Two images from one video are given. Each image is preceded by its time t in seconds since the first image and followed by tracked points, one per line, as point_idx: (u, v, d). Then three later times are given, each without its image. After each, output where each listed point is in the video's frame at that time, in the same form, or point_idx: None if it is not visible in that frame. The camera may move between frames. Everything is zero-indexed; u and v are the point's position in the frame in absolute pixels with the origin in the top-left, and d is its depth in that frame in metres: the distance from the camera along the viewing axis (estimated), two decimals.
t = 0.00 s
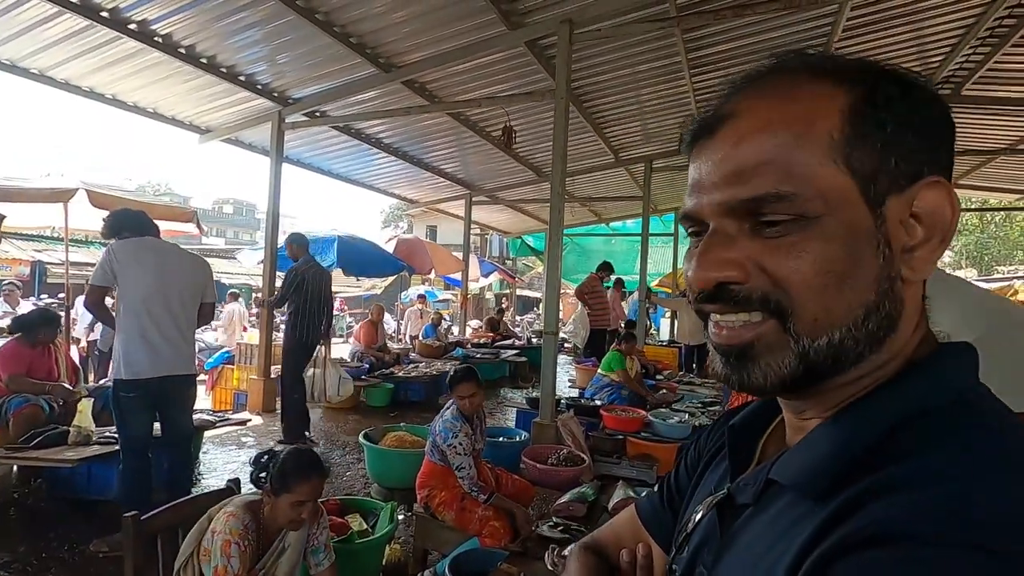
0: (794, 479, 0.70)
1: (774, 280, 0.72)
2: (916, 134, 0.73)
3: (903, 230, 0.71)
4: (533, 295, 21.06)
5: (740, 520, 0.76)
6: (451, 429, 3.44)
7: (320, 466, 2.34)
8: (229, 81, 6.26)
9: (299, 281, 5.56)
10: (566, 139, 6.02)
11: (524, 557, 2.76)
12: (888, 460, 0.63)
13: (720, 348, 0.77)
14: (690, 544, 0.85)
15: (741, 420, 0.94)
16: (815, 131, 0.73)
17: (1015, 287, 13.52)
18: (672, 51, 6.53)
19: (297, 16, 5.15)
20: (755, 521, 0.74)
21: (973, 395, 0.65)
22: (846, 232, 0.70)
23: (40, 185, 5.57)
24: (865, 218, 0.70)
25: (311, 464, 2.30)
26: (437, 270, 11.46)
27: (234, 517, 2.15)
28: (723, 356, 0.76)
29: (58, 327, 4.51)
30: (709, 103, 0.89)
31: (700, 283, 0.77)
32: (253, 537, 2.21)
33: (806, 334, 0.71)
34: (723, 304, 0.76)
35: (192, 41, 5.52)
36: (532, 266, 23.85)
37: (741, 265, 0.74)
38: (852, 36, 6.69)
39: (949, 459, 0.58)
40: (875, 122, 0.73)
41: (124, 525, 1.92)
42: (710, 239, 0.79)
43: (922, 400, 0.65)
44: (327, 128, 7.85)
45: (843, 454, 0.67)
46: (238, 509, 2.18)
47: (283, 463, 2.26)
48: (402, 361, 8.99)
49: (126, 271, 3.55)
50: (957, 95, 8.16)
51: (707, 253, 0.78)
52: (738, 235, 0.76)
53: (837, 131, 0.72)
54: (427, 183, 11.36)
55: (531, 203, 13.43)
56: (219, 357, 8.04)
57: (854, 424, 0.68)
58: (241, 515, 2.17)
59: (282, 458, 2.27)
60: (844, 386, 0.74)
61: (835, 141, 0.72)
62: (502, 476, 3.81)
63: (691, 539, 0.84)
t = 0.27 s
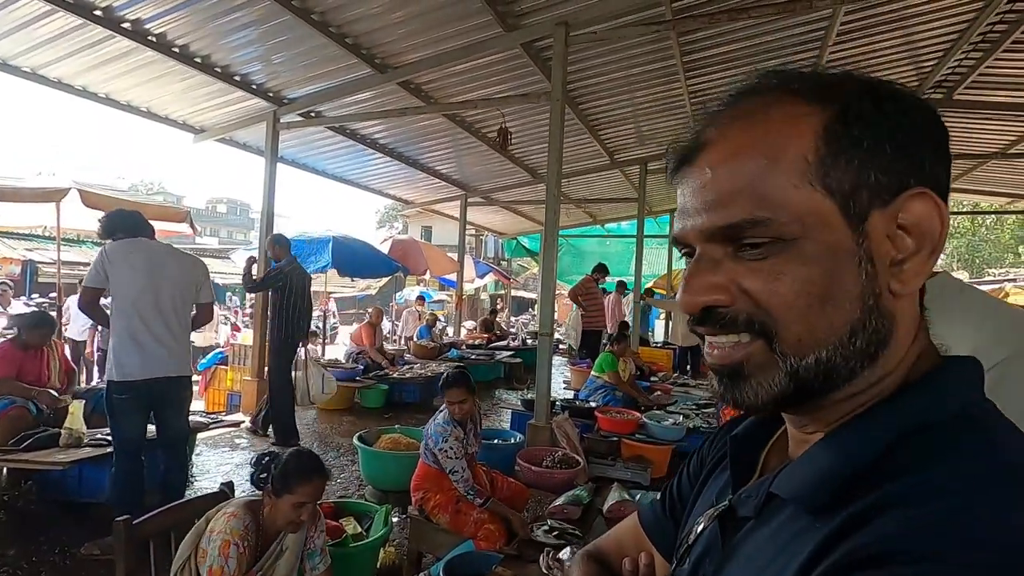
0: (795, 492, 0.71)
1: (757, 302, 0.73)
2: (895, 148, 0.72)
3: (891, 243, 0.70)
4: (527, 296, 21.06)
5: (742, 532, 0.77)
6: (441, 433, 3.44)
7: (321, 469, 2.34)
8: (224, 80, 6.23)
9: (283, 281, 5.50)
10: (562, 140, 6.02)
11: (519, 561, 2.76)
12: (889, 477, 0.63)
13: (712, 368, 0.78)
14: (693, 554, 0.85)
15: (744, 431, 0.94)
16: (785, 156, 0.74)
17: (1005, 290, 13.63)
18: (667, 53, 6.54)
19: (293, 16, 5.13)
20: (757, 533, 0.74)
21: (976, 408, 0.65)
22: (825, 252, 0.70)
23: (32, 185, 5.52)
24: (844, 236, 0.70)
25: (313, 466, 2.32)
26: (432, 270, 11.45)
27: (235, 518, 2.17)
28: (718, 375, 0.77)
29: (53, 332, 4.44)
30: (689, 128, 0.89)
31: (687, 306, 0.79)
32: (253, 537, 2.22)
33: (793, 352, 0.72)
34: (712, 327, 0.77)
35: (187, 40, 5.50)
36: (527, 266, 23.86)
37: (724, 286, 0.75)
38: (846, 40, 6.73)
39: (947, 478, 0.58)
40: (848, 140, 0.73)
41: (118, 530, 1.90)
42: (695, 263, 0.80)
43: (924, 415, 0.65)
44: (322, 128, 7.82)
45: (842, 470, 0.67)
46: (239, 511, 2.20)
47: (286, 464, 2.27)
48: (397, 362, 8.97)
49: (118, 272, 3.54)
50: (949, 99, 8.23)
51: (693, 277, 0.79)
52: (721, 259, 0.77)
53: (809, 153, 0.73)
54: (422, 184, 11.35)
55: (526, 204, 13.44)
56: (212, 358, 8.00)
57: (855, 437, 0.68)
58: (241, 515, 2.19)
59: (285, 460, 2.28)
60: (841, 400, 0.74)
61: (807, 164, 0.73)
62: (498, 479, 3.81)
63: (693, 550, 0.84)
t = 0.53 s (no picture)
0: (790, 501, 0.68)
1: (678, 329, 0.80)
2: (777, 168, 0.70)
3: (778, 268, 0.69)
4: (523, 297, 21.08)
5: (742, 538, 0.75)
6: (432, 434, 3.44)
7: (319, 468, 2.30)
8: (218, 79, 6.21)
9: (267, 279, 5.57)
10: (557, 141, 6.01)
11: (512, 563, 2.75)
12: (896, 485, 0.59)
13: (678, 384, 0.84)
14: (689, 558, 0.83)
15: (745, 434, 0.93)
16: (678, 204, 0.80)
17: (996, 292, 13.75)
18: (663, 55, 6.56)
19: (288, 15, 5.12)
20: (755, 541, 0.72)
21: (982, 419, 0.62)
22: (707, 288, 0.75)
23: (23, 183, 5.48)
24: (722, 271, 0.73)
25: (310, 465, 2.27)
26: (427, 271, 11.43)
27: (228, 510, 2.14)
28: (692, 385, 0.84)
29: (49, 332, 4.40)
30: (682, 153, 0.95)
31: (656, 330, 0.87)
32: (245, 536, 2.18)
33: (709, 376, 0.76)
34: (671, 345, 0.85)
35: (180, 38, 5.47)
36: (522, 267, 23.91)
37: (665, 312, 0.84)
38: (840, 43, 6.77)
39: (954, 491, 0.56)
40: (730, 173, 0.75)
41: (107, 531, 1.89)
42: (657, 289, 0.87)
43: (931, 425, 0.61)
44: (316, 128, 7.79)
45: (841, 478, 0.63)
46: (233, 503, 2.17)
47: (282, 463, 2.22)
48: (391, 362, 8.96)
49: (111, 270, 3.53)
50: (942, 103, 8.29)
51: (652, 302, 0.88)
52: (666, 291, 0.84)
53: (699, 195, 0.78)
54: (417, 184, 11.33)
55: (521, 204, 13.44)
56: (205, 357, 7.96)
57: (861, 443, 0.64)
58: (236, 508, 2.16)
59: (281, 458, 2.24)
60: (803, 413, 0.72)
61: (696, 205, 0.78)
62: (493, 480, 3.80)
63: (692, 554, 0.83)
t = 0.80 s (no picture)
0: (773, 495, 0.68)
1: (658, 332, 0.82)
2: (741, 175, 0.71)
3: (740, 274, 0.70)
4: (511, 297, 21.06)
5: (727, 533, 0.75)
6: (413, 437, 3.42)
7: (281, 465, 2.29)
8: (204, 76, 6.14)
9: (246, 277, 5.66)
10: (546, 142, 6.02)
11: (500, 562, 2.74)
12: (881, 479, 0.60)
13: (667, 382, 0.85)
14: (676, 555, 0.83)
15: (733, 433, 0.93)
16: (658, 207, 0.82)
17: (977, 294, 13.98)
18: (651, 58, 6.60)
19: (275, 13, 5.08)
20: (740, 537, 0.72)
21: (964, 417, 0.62)
22: (681, 291, 0.76)
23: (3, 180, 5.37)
24: (692, 274, 0.75)
25: (273, 465, 2.26)
26: (416, 271, 11.39)
27: (196, 520, 2.09)
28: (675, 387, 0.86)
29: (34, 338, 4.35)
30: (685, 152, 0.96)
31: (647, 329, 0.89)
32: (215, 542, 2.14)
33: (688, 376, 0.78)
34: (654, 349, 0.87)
35: (166, 35, 5.40)
36: (511, 268, 23.93)
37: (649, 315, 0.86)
38: (825, 48, 6.85)
39: (939, 485, 0.56)
40: (697, 181, 0.76)
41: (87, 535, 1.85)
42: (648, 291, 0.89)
43: (913, 420, 0.61)
44: (304, 127, 7.74)
45: (825, 473, 0.63)
46: (200, 513, 2.12)
47: (244, 464, 2.21)
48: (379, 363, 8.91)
49: (94, 268, 3.46)
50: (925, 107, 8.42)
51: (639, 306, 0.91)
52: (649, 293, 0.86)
53: (671, 202, 0.79)
54: (406, 184, 11.29)
55: (511, 205, 13.45)
56: (190, 358, 7.86)
57: (845, 437, 0.64)
58: (203, 518, 2.12)
59: (242, 459, 2.22)
60: (779, 413, 0.73)
61: (671, 210, 0.79)
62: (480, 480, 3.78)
63: (678, 550, 0.83)
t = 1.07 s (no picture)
0: (772, 480, 0.68)
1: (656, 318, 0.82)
2: (738, 163, 0.72)
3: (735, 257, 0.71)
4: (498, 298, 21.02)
5: (724, 519, 0.75)
6: (392, 436, 3.40)
7: (253, 467, 2.26)
8: (187, 72, 6.05)
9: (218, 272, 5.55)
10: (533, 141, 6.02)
11: (487, 560, 2.72)
12: (883, 459, 0.60)
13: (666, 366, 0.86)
14: (674, 542, 0.83)
15: (729, 422, 0.94)
16: (656, 188, 0.82)
17: (954, 295, 14.26)
18: (638, 59, 6.64)
19: (261, 8, 5.02)
20: (738, 521, 0.72)
21: (959, 402, 0.64)
22: (678, 273, 0.76)
23: None
24: (687, 259, 0.75)
25: (244, 465, 2.23)
26: (402, 271, 11.32)
27: (164, 521, 2.02)
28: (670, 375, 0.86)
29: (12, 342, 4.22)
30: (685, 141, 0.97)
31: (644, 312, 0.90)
32: (187, 545, 2.08)
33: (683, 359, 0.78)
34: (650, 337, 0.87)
35: (148, 29, 5.32)
36: (498, 268, 23.92)
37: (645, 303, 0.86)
38: (809, 52, 6.95)
39: (937, 466, 0.57)
40: (694, 167, 0.76)
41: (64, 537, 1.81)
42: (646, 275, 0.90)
43: (910, 406, 0.62)
44: (290, 124, 7.66)
45: (824, 457, 0.64)
46: (171, 514, 2.06)
47: (213, 466, 2.18)
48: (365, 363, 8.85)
49: (77, 264, 3.39)
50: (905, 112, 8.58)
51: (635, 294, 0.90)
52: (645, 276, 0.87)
53: (669, 187, 0.79)
54: (392, 183, 11.23)
55: (497, 205, 13.44)
56: (171, 358, 7.72)
57: (846, 421, 0.64)
58: (172, 519, 2.05)
59: (212, 462, 2.19)
60: (774, 397, 0.74)
61: (669, 191, 0.79)
62: (468, 477, 3.80)
63: (675, 537, 0.83)
